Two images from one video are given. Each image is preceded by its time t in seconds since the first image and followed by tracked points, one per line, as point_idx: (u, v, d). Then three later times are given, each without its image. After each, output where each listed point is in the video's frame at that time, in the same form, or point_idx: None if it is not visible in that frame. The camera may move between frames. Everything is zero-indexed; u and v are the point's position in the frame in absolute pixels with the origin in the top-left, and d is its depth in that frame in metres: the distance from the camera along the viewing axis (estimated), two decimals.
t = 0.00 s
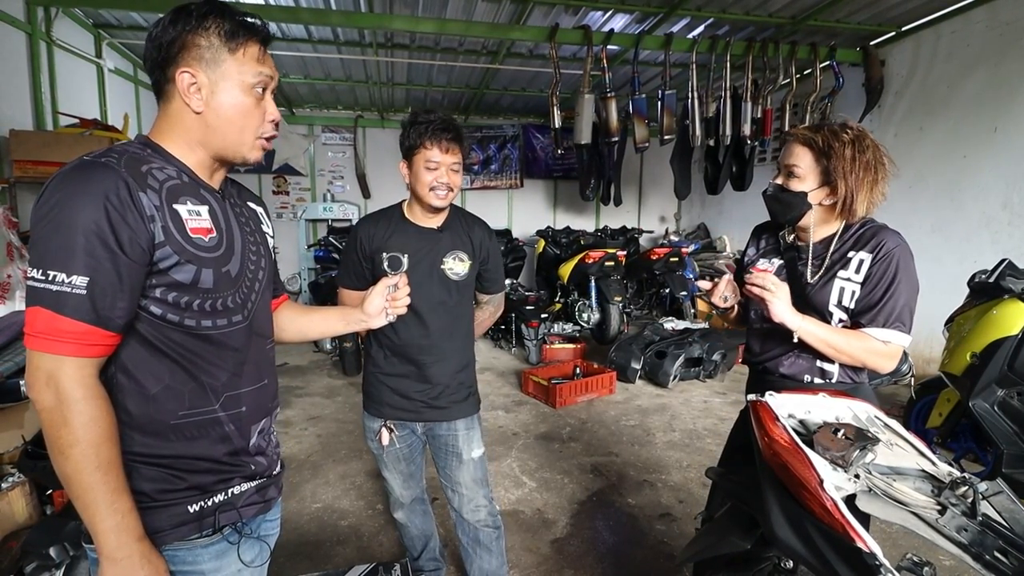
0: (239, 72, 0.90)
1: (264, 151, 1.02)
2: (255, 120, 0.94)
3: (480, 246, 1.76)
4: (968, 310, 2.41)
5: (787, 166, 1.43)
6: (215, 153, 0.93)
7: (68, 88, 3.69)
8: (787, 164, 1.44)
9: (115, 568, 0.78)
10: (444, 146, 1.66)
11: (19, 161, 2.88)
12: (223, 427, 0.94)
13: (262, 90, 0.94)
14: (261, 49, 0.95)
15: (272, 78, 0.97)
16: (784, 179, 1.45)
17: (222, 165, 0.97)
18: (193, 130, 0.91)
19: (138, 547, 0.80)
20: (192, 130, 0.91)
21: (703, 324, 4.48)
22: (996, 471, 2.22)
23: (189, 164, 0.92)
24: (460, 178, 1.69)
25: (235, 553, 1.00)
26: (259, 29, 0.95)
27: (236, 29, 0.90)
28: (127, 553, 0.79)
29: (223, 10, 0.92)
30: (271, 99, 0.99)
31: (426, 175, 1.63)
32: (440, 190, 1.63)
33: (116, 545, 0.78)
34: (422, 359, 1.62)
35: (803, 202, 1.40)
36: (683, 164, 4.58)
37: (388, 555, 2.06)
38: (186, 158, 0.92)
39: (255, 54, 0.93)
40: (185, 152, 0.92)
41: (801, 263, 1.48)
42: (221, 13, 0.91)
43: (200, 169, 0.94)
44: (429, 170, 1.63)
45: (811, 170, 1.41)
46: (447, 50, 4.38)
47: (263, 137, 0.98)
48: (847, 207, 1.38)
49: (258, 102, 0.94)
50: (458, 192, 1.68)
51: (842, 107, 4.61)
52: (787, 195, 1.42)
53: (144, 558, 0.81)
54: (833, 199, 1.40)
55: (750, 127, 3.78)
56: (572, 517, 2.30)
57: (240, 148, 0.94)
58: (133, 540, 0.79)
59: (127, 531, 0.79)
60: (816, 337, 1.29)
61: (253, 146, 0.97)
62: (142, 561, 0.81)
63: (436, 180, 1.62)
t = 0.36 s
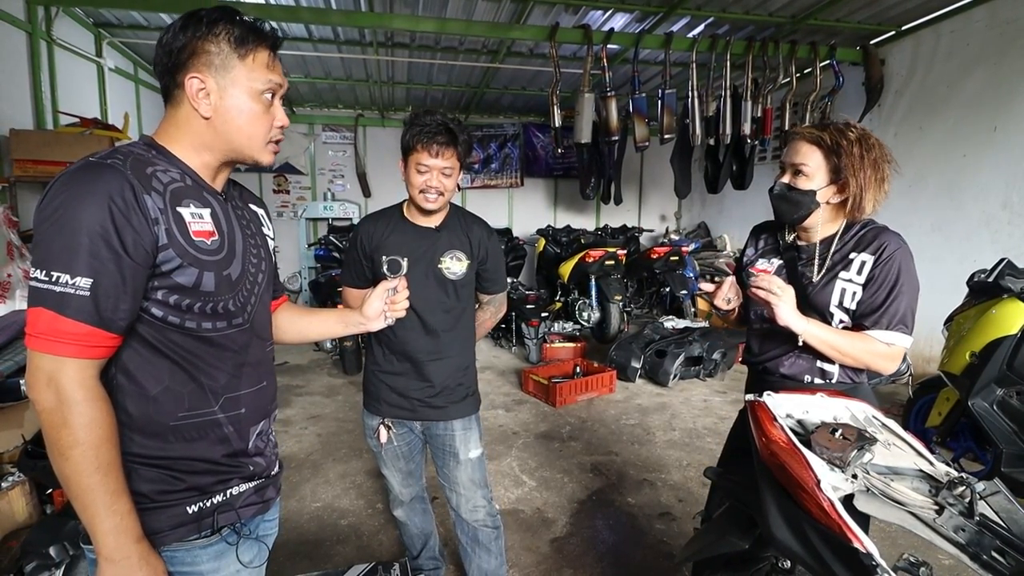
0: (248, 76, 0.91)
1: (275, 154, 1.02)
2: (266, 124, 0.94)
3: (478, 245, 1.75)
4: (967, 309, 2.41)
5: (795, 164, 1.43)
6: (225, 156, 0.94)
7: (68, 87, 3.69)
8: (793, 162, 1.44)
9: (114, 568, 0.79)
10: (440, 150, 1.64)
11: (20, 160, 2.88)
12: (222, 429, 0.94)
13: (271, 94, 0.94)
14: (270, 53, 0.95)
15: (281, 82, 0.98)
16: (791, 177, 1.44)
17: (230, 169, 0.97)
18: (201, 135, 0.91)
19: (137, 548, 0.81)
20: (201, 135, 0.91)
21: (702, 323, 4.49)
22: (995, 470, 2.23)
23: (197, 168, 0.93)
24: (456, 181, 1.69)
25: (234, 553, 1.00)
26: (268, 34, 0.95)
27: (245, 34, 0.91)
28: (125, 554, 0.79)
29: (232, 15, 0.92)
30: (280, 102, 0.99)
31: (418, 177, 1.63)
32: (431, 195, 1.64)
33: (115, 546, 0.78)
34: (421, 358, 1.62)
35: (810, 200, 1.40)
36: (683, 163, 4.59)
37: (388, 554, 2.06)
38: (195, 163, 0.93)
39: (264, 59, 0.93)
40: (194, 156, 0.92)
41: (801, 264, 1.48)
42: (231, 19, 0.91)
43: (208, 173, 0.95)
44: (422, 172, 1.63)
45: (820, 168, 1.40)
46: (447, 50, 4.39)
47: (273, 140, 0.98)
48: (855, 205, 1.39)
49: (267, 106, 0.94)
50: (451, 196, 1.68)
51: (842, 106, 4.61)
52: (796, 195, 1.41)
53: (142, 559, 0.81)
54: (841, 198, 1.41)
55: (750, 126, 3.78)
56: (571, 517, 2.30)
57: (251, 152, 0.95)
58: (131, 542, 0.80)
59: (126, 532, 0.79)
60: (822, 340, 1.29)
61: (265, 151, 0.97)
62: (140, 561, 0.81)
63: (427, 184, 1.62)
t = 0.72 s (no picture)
0: (239, 73, 0.90)
1: (269, 151, 1.02)
2: (258, 121, 0.94)
3: (481, 244, 1.77)
4: (967, 310, 2.41)
5: (800, 161, 1.42)
6: (219, 155, 0.94)
7: (69, 87, 3.69)
8: (799, 159, 1.42)
9: (116, 570, 0.78)
10: (444, 150, 1.65)
11: (20, 161, 2.89)
12: (222, 429, 0.94)
13: (263, 91, 0.94)
14: (260, 48, 0.95)
15: (272, 78, 0.97)
16: (796, 174, 1.43)
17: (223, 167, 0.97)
18: (195, 134, 0.91)
19: (139, 548, 0.80)
20: (194, 134, 0.91)
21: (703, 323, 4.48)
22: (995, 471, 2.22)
23: (192, 168, 0.93)
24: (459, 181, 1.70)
25: (233, 554, 1.00)
26: (257, 29, 0.95)
27: (235, 30, 0.91)
28: (128, 554, 0.79)
29: (220, 11, 0.92)
30: (272, 98, 0.99)
31: (425, 178, 1.63)
32: (439, 194, 1.64)
33: (118, 546, 0.78)
34: (423, 359, 1.62)
35: (814, 197, 1.39)
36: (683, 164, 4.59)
37: (387, 555, 2.06)
38: (190, 163, 0.93)
39: (254, 54, 0.93)
40: (188, 156, 0.92)
41: (800, 264, 1.47)
42: (219, 15, 0.91)
43: (203, 173, 0.95)
44: (428, 173, 1.63)
45: (826, 165, 1.39)
46: (447, 50, 4.39)
47: (266, 137, 0.98)
48: (859, 204, 1.39)
49: (259, 102, 0.94)
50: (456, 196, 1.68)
51: (843, 106, 4.61)
52: (801, 191, 1.39)
53: (145, 560, 0.81)
54: (845, 196, 1.41)
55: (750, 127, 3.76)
56: (571, 517, 2.30)
57: (244, 149, 0.95)
58: (134, 542, 0.80)
59: (129, 532, 0.79)
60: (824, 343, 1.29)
61: (258, 147, 0.97)
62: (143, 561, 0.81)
63: (435, 183, 1.62)
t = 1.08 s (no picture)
0: (226, 71, 0.90)
1: (260, 150, 1.02)
2: (247, 119, 0.94)
3: (483, 241, 1.78)
4: (968, 310, 2.41)
5: (805, 157, 1.41)
6: (209, 154, 0.94)
7: (70, 88, 3.70)
8: (804, 155, 1.42)
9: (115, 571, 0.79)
10: (453, 148, 1.68)
11: (22, 161, 2.89)
12: (220, 429, 0.95)
13: (251, 88, 0.94)
14: (248, 47, 0.95)
15: (261, 76, 0.97)
16: (800, 170, 1.42)
17: (212, 166, 0.97)
18: (184, 133, 0.91)
19: (136, 549, 0.81)
20: (184, 133, 0.91)
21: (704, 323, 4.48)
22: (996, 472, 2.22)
23: (182, 168, 0.93)
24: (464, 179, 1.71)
25: (234, 554, 1.00)
26: (247, 27, 0.94)
27: (223, 29, 0.90)
28: (124, 556, 0.79)
29: (208, 9, 0.91)
30: (262, 96, 0.99)
31: (436, 176, 1.63)
32: (449, 191, 1.64)
33: (114, 547, 0.79)
34: (428, 358, 1.62)
35: (816, 193, 1.38)
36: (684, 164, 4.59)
37: (388, 555, 2.07)
38: (179, 163, 0.93)
39: (242, 53, 0.93)
40: (179, 156, 0.92)
41: (800, 265, 1.47)
42: (207, 13, 0.91)
43: (194, 172, 0.95)
44: (439, 170, 1.63)
45: (832, 164, 1.39)
46: (448, 50, 4.39)
47: (256, 136, 0.98)
48: (862, 205, 1.39)
49: (247, 101, 0.94)
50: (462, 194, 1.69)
51: (844, 107, 4.61)
52: (805, 186, 1.39)
53: (143, 561, 0.81)
54: (848, 195, 1.40)
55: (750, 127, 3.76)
56: (572, 517, 2.30)
57: (233, 148, 0.95)
58: (131, 543, 0.80)
59: (125, 533, 0.80)
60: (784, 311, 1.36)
61: (248, 146, 0.97)
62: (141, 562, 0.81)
63: (446, 181, 1.63)
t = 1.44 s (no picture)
0: (226, 71, 0.90)
1: (258, 151, 1.02)
2: (246, 119, 0.94)
3: (487, 241, 1.78)
4: (969, 310, 2.42)
5: (799, 161, 1.41)
6: (208, 155, 0.93)
7: (68, 86, 3.68)
8: (797, 159, 1.42)
9: None
10: (455, 145, 1.68)
11: (21, 160, 2.88)
12: (222, 433, 0.94)
13: (249, 89, 0.93)
14: (247, 47, 0.94)
15: (260, 77, 0.97)
16: (795, 174, 1.42)
17: (211, 167, 0.96)
18: (183, 133, 0.91)
19: (135, 554, 0.80)
20: (183, 133, 0.91)
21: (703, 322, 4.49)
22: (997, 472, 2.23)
23: (181, 169, 0.92)
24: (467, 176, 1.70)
25: (236, 558, 1.00)
26: (248, 27, 0.94)
27: (222, 29, 0.90)
28: (123, 562, 0.79)
29: (207, 8, 0.91)
30: (260, 97, 0.98)
31: (438, 174, 1.63)
32: (450, 189, 1.64)
33: (113, 553, 0.78)
34: (428, 359, 1.62)
35: (814, 197, 1.38)
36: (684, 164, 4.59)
37: (390, 555, 2.07)
38: (178, 164, 0.92)
39: (241, 53, 0.92)
40: (177, 157, 0.92)
41: (799, 269, 1.47)
42: (207, 13, 0.90)
43: (192, 174, 0.94)
44: (441, 169, 1.64)
45: (826, 166, 1.39)
46: (448, 49, 4.38)
47: (255, 136, 0.98)
48: (859, 203, 1.38)
49: (246, 101, 0.93)
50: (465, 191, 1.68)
51: (843, 106, 4.62)
52: (801, 190, 1.38)
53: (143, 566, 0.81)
54: (845, 195, 1.40)
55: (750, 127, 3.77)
56: (573, 518, 2.31)
57: (232, 149, 0.94)
58: (131, 549, 0.80)
59: (124, 539, 0.79)
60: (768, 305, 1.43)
61: (246, 147, 0.97)
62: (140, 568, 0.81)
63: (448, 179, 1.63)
